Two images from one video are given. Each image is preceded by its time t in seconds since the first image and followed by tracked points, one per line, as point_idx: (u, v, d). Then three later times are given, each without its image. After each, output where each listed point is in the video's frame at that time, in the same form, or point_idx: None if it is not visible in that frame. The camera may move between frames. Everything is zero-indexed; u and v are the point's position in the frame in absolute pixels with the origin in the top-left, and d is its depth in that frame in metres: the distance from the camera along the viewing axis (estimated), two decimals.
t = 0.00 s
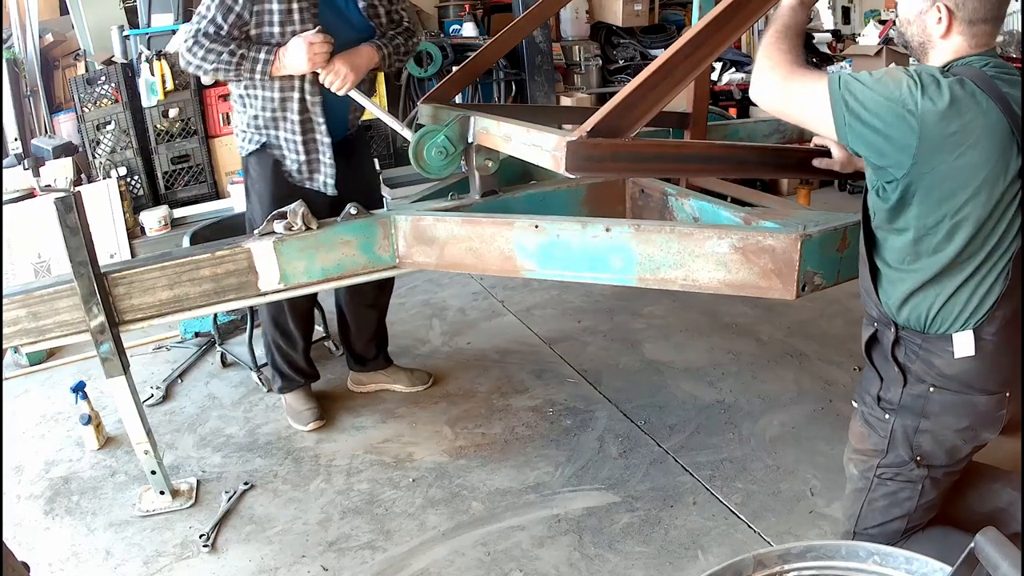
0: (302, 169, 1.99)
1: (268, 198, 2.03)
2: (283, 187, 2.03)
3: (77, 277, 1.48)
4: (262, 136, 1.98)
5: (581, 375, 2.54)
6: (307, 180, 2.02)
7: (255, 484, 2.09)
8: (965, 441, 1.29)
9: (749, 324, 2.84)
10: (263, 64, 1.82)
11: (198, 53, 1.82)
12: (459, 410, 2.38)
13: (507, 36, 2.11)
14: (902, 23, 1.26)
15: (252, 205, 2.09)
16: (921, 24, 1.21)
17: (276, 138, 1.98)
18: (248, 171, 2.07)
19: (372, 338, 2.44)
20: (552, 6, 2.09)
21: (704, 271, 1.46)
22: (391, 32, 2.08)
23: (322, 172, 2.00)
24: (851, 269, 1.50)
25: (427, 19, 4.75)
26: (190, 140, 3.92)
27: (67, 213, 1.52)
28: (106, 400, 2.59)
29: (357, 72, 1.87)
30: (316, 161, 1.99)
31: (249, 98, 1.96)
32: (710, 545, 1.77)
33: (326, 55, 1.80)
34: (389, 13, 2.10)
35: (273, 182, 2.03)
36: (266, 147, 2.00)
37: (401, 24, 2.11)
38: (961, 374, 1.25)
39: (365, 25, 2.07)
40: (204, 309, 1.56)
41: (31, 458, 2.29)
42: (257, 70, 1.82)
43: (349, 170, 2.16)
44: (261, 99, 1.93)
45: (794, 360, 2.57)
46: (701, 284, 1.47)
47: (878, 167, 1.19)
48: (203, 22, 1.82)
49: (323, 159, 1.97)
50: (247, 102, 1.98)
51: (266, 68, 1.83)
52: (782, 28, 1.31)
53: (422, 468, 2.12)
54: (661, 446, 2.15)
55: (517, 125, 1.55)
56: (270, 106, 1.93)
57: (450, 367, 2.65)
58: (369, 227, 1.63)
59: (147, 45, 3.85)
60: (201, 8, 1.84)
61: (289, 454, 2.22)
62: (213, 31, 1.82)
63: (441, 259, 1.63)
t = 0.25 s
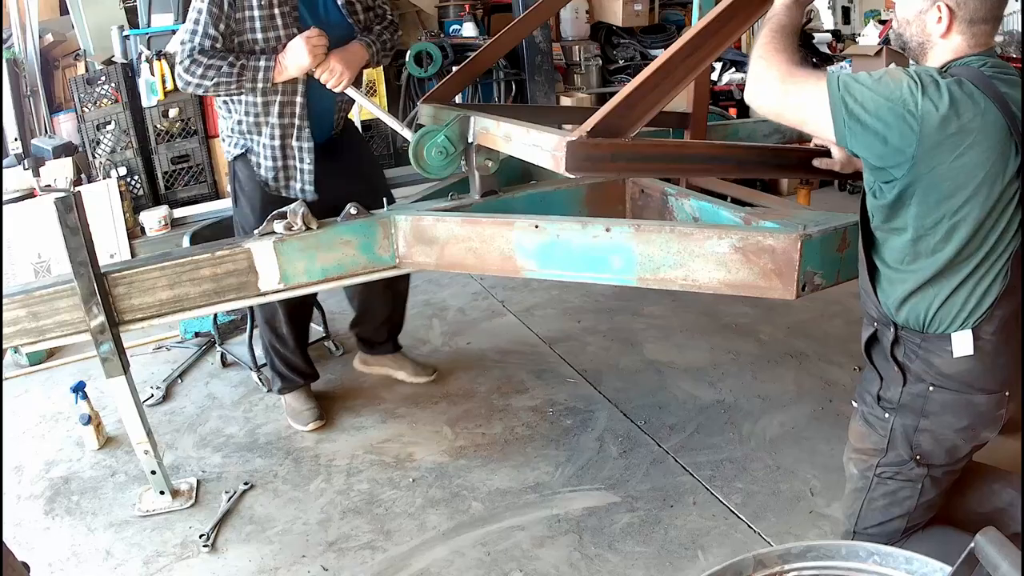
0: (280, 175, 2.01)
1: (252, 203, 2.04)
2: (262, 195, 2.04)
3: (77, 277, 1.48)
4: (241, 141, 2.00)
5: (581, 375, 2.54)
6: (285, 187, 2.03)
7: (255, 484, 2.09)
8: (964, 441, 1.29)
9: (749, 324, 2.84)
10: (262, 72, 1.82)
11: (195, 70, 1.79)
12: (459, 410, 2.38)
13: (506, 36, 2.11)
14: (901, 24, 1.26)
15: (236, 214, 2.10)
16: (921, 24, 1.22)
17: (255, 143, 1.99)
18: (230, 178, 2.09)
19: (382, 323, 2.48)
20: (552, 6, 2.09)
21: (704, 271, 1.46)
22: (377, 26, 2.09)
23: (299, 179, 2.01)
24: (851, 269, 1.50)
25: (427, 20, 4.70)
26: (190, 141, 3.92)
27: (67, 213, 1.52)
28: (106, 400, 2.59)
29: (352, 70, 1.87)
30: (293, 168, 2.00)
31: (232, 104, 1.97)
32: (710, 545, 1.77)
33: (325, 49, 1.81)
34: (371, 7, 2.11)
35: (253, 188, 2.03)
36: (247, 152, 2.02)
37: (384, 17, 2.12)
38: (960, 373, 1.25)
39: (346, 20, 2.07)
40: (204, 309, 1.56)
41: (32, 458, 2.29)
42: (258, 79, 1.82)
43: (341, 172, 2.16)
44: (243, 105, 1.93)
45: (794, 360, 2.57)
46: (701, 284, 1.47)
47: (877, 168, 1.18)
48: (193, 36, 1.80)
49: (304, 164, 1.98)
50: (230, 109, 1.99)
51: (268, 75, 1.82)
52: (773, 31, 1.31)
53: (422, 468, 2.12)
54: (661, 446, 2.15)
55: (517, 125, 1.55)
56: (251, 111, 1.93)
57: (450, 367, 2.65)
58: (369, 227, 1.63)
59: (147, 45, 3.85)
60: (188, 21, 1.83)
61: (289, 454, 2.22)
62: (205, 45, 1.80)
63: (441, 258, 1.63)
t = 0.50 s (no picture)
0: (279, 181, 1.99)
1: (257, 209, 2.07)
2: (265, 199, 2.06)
3: (77, 277, 1.48)
4: (247, 147, 2.02)
5: (581, 375, 2.54)
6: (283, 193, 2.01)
7: (255, 484, 2.09)
8: (965, 442, 1.29)
9: (749, 324, 2.84)
10: (263, 75, 1.82)
11: (197, 71, 1.81)
12: (459, 411, 2.38)
13: (506, 36, 2.11)
14: (906, 27, 1.25)
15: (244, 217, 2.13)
16: (932, 26, 1.21)
17: (261, 148, 2.00)
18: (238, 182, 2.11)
19: (402, 325, 2.51)
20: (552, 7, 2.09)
21: (704, 271, 1.46)
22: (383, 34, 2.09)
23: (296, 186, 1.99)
24: (851, 269, 1.50)
25: (427, 19, 4.69)
26: (190, 141, 3.92)
27: (67, 213, 1.52)
28: (106, 400, 2.59)
29: (351, 72, 1.87)
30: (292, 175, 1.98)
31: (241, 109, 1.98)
32: (710, 545, 1.77)
33: (323, 50, 1.81)
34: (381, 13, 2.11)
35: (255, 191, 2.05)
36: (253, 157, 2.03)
37: (390, 22, 2.11)
38: (962, 375, 1.25)
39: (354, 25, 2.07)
40: (204, 309, 1.56)
41: (32, 458, 2.29)
42: (259, 83, 1.82)
43: (342, 175, 2.16)
44: (250, 110, 1.95)
45: (794, 360, 2.57)
46: (701, 284, 1.47)
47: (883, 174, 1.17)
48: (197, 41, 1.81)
49: (299, 171, 1.96)
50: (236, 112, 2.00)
51: (269, 78, 1.82)
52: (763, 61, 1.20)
53: (422, 468, 2.12)
54: (661, 446, 2.15)
55: (517, 125, 1.55)
56: (259, 116, 1.95)
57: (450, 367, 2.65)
58: (369, 227, 1.63)
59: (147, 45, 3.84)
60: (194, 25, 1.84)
61: (289, 454, 2.22)
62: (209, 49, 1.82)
63: (441, 258, 1.63)
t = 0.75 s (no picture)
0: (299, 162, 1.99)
1: (275, 196, 2.05)
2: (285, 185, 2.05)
3: (77, 277, 1.48)
4: (268, 132, 2.01)
5: (581, 375, 2.54)
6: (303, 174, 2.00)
7: (255, 484, 2.09)
8: (969, 443, 1.29)
9: (749, 324, 2.84)
10: (288, 50, 1.84)
11: (223, 51, 1.84)
12: (459, 410, 2.38)
13: (506, 36, 2.11)
14: (910, 33, 1.25)
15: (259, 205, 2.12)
16: (938, 30, 1.21)
17: (284, 132, 1.99)
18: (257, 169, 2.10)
19: (411, 326, 2.51)
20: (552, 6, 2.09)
21: (704, 271, 1.46)
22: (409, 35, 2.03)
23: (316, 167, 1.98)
24: (851, 269, 1.50)
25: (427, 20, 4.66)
26: (190, 141, 3.92)
27: (67, 213, 1.52)
28: (106, 400, 2.59)
29: (370, 55, 1.86)
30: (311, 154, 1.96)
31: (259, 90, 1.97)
32: (710, 545, 1.77)
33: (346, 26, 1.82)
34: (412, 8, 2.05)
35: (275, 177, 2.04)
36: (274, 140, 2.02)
37: (419, 19, 2.07)
38: (966, 376, 1.25)
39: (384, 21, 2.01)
40: (204, 309, 1.56)
41: (32, 458, 2.29)
42: (284, 57, 1.84)
43: (356, 167, 2.14)
44: (274, 93, 1.95)
45: (794, 360, 2.57)
46: (701, 284, 1.47)
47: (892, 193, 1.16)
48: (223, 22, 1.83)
49: (318, 152, 1.95)
50: (257, 98, 1.99)
51: (294, 52, 1.84)
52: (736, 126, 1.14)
53: (422, 468, 2.12)
54: (662, 446, 2.15)
55: (517, 125, 1.55)
56: (284, 100, 1.95)
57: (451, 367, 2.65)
58: (369, 227, 1.63)
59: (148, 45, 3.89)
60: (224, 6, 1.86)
61: (289, 454, 2.22)
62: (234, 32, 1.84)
63: (441, 259, 1.63)
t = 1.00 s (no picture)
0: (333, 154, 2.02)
1: (290, 190, 2.05)
2: (305, 177, 2.05)
3: (77, 277, 1.48)
4: (287, 122, 2.00)
5: (581, 375, 2.54)
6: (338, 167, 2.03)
7: (255, 484, 2.09)
8: (970, 444, 1.29)
9: (749, 324, 2.84)
10: (327, 21, 1.80)
11: (261, 30, 1.80)
12: (459, 410, 2.38)
13: (507, 35, 2.11)
14: (913, 40, 1.25)
15: (271, 198, 2.09)
16: (941, 35, 1.21)
17: (306, 123, 1.99)
18: (269, 162, 2.08)
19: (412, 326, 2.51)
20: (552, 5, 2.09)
21: (704, 271, 1.46)
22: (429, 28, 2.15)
23: (353, 159, 2.01)
24: (851, 268, 1.49)
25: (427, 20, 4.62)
26: (190, 140, 3.92)
27: (67, 213, 1.52)
28: (106, 400, 2.59)
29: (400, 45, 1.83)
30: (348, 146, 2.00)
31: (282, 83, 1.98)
32: (710, 545, 1.77)
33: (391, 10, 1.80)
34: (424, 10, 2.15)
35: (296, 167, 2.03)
36: (294, 134, 2.02)
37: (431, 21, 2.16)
38: (968, 377, 1.25)
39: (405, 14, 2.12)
40: (204, 309, 1.56)
41: (32, 458, 2.29)
42: (326, 28, 1.80)
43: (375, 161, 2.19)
44: (298, 82, 1.95)
45: (794, 360, 2.57)
46: (701, 284, 1.47)
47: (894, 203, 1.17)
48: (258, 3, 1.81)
49: (356, 144, 1.99)
50: (276, 89, 1.99)
51: (332, 23, 1.80)
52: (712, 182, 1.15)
53: (422, 468, 2.12)
54: (661, 446, 2.15)
55: (517, 125, 1.55)
56: (307, 89, 1.96)
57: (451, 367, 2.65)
58: (369, 227, 1.63)
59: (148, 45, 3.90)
60: None
61: (289, 453, 2.22)
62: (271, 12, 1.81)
63: (441, 259, 1.63)
